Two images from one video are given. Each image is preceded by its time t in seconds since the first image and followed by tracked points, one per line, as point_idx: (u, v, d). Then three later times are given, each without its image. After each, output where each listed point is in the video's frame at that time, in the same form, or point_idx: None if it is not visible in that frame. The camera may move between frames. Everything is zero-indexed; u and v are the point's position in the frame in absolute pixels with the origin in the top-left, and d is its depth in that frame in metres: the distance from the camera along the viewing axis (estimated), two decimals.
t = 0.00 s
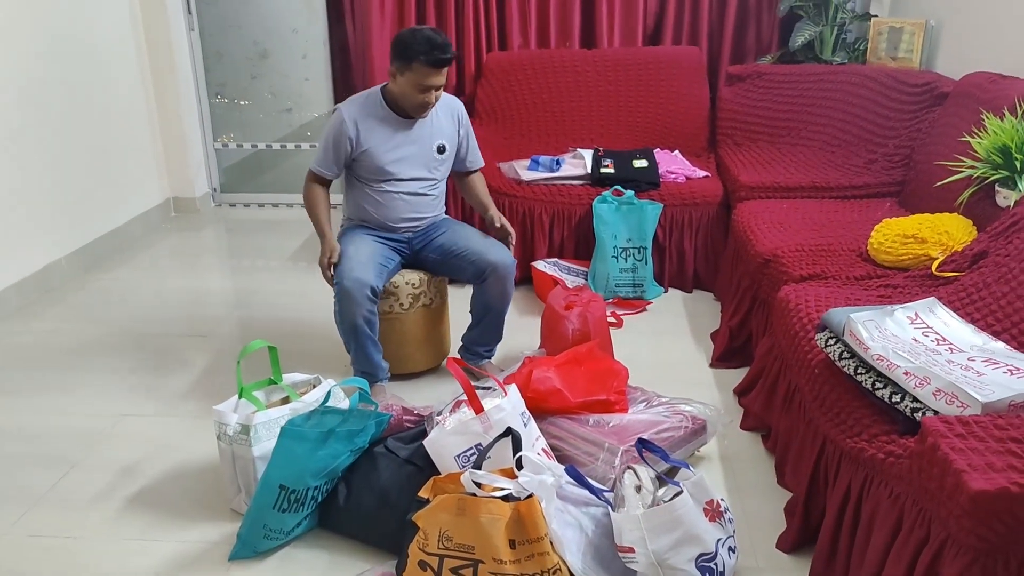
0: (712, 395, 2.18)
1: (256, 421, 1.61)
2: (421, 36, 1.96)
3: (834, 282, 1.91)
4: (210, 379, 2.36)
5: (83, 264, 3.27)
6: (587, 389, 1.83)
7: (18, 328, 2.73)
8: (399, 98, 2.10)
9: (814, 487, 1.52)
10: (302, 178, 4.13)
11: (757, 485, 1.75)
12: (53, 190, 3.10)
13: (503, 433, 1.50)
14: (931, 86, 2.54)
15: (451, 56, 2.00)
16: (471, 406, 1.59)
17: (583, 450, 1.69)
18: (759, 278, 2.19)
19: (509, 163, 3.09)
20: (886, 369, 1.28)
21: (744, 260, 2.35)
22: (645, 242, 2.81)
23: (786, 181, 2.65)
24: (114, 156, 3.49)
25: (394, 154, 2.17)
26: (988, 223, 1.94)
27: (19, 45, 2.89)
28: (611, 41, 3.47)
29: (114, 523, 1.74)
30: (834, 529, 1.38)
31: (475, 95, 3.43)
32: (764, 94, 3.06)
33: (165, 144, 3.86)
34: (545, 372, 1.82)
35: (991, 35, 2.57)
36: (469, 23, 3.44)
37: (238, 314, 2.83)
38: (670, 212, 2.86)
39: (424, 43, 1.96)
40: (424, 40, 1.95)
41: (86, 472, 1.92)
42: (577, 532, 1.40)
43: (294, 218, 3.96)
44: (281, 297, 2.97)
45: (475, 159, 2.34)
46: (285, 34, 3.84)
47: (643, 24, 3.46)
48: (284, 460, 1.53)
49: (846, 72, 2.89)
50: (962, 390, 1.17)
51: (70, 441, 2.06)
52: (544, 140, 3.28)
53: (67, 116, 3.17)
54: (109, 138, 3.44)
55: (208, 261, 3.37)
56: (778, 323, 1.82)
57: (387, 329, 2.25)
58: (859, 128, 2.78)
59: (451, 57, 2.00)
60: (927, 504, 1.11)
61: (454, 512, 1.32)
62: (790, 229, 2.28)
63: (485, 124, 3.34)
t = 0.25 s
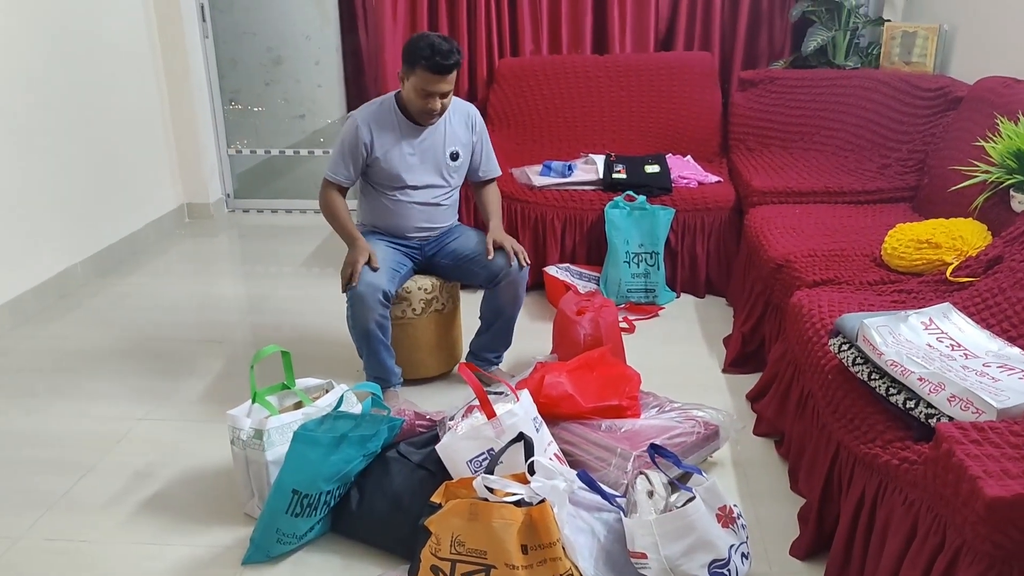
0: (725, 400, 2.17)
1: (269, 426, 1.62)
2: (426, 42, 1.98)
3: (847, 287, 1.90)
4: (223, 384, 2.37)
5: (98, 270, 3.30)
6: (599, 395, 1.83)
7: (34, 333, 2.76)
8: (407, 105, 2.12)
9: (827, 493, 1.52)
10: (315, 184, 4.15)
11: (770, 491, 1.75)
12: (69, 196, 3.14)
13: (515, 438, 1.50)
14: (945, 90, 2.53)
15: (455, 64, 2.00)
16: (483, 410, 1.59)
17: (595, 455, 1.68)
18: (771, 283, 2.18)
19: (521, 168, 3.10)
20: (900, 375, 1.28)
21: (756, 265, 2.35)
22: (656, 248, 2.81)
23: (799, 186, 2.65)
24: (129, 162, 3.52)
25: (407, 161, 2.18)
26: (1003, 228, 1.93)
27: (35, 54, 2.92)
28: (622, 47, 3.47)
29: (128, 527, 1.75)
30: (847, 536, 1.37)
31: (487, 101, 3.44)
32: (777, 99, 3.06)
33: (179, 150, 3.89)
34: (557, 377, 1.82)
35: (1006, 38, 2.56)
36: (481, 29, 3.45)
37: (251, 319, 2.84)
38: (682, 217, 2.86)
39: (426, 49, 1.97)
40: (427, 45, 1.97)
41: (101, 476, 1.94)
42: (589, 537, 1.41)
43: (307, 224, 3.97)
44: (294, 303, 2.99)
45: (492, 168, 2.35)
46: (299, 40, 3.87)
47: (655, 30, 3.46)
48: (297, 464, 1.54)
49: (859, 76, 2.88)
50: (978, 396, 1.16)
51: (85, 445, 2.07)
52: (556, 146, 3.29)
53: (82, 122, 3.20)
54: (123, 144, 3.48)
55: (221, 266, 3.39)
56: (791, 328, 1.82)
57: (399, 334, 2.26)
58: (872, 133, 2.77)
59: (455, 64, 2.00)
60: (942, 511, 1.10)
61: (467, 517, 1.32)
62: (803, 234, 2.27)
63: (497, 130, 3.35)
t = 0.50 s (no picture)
0: (738, 403, 2.16)
1: (282, 428, 1.62)
2: (433, 48, 1.96)
3: (861, 290, 1.89)
4: (236, 386, 2.39)
5: (112, 272, 3.32)
6: (611, 398, 1.82)
7: (49, 335, 2.79)
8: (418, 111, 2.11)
9: (841, 496, 1.51)
10: (328, 186, 4.16)
11: (784, 495, 1.74)
12: (84, 199, 3.16)
13: (527, 441, 1.50)
14: (960, 92, 2.51)
15: (461, 69, 1.97)
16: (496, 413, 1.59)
17: (607, 458, 1.68)
18: (784, 286, 2.17)
19: (533, 171, 3.10)
20: (915, 378, 1.27)
21: (769, 267, 2.33)
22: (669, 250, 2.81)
23: (812, 188, 2.64)
24: (143, 165, 3.54)
25: (422, 169, 2.17)
26: (1019, 230, 1.92)
27: (49, 57, 2.95)
28: (634, 49, 3.47)
29: (142, 528, 1.76)
30: (862, 540, 1.36)
31: (499, 104, 3.45)
32: (789, 101, 3.05)
33: (193, 153, 3.92)
34: (570, 380, 1.82)
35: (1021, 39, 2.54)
36: (493, 32, 3.46)
37: (264, 322, 2.86)
38: (694, 219, 2.85)
39: (432, 55, 1.95)
40: (433, 51, 1.95)
41: (116, 477, 1.95)
42: (602, 540, 1.41)
43: (319, 227, 3.99)
44: (306, 305, 3.00)
45: (507, 170, 2.33)
46: (311, 44, 3.89)
47: (667, 32, 3.45)
48: (310, 466, 1.54)
49: (873, 78, 2.87)
50: (994, 400, 1.16)
51: (99, 446, 2.09)
52: (568, 148, 3.29)
53: (96, 125, 3.23)
54: (137, 147, 3.50)
55: (234, 269, 3.41)
56: (804, 331, 1.81)
57: (411, 336, 2.26)
58: (886, 135, 2.76)
59: (461, 69, 1.97)
60: (958, 515, 1.10)
61: (480, 519, 1.32)
62: (816, 236, 2.26)
63: (509, 133, 3.35)
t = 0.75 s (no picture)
0: (740, 405, 2.16)
1: (284, 429, 1.63)
2: (425, 61, 1.89)
3: (863, 291, 1.89)
4: (239, 387, 2.39)
5: (115, 273, 3.32)
6: (614, 398, 1.82)
7: (53, 335, 2.79)
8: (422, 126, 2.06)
9: (843, 498, 1.51)
10: (330, 188, 4.16)
11: (786, 496, 1.74)
12: (87, 200, 3.17)
13: (529, 442, 1.49)
14: (963, 93, 2.51)
15: (453, 82, 1.89)
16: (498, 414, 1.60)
17: (609, 459, 1.68)
18: (787, 287, 2.17)
19: (536, 172, 3.10)
20: (917, 379, 1.26)
21: (772, 268, 2.33)
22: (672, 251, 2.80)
23: (815, 190, 2.63)
24: (146, 166, 3.55)
25: (428, 181, 2.13)
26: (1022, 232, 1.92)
27: (53, 59, 2.96)
28: (637, 51, 3.47)
29: (145, 528, 1.77)
30: (864, 541, 1.36)
31: (501, 105, 3.45)
32: (792, 102, 3.05)
33: (195, 154, 3.92)
34: (572, 381, 1.82)
35: None
36: (495, 33, 3.46)
37: (266, 323, 2.86)
38: (697, 220, 2.85)
39: (423, 69, 1.89)
40: (423, 65, 1.88)
41: (118, 478, 1.95)
42: (604, 540, 1.41)
43: (321, 228, 3.99)
44: (308, 306, 3.00)
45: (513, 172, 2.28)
46: (315, 45, 3.91)
47: (669, 33, 3.45)
48: (312, 467, 1.54)
49: (876, 79, 2.87)
50: (997, 401, 1.17)
51: (102, 447, 2.09)
52: (571, 149, 3.29)
53: (100, 126, 3.24)
54: (140, 148, 3.51)
55: (237, 270, 3.41)
56: (806, 332, 1.81)
57: (413, 337, 2.27)
58: (889, 136, 2.76)
59: (452, 82, 1.89)
60: (960, 517, 1.10)
61: (482, 520, 1.32)
62: (819, 238, 2.26)
63: (511, 134, 3.36)
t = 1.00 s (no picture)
0: (735, 409, 2.16)
1: (280, 432, 1.63)
2: (419, 83, 1.86)
3: (858, 296, 1.90)
4: (235, 390, 2.39)
5: (111, 276, 3.32)
6: (609, 403, 1.83)
7: (49, 338, 2.78)
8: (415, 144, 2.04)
9: (838, 502, 1.51)
10: (326, 192, 4.16)
11: (780, 501, 1.74)
12: (83, 203, 3.16)
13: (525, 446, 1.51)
14: (957, 99, 2.51)
15: (448, 104, 1.87)
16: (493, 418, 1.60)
17: (605, 464, 1.69)
18: (782, 292, 2.18)
19: (532, 176, 3.10)
20: (911, 384, 1.27)
21: (767, 273, 2.34)
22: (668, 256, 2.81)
23: (810, 195, 2.64)
24: (143, 170, 3.55)
25: (424, 198, 2.11)
26: (1016, 237, 1.92)
27: (50, 62, 2.95)
28: (633, 56, 3.48)
29: (140, 532, 1.76)
30: (858, 545, 1.37)
31: (498, 110, 3.46)
32: (788, 108, 3.06)
33: (192, 158, 3.92)
34: (567, 385, 1.82)
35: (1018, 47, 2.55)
36: (492, 37, 3.47)
37: (262, 326, 2.86)
38: (693, 225, 2.86)
39: (417, 92, 1.86)
40: (417, 88, 1.86)
41: (113, 481, 1.95)
42: (598, 545, 1.41)
43: (318, 231, 3.99)
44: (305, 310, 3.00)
45: (509, 177, 2.29)
46: (312, 50, 3.91)
47: (666, 39, 3.46)
48: (307, 471, 1.54)
49: (871, 85, 2.88)
50: (990, 406, 1.16)
51: (97, 450, 2.09)
52: (567, 154, 3.29)
53: (96, 130, 3.23)
54: (137, 152, 3.50)
55: (233, 273, 3.41)
56: (801, 337, 1.82)
57: (409, 341, 2.27)
58: (883, 142, 2.77)
59: (447, 104, 1.87)
60: (952, 521, 1.10)
61: (476, 524, 1.33)
62: (814, 243, 2.26)
63: (508, 138, 3.37)
